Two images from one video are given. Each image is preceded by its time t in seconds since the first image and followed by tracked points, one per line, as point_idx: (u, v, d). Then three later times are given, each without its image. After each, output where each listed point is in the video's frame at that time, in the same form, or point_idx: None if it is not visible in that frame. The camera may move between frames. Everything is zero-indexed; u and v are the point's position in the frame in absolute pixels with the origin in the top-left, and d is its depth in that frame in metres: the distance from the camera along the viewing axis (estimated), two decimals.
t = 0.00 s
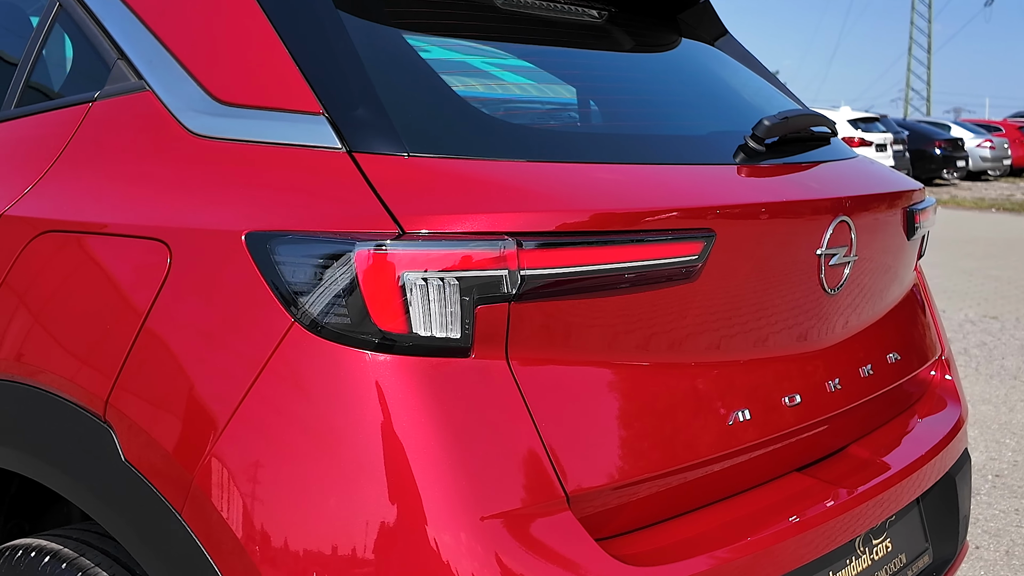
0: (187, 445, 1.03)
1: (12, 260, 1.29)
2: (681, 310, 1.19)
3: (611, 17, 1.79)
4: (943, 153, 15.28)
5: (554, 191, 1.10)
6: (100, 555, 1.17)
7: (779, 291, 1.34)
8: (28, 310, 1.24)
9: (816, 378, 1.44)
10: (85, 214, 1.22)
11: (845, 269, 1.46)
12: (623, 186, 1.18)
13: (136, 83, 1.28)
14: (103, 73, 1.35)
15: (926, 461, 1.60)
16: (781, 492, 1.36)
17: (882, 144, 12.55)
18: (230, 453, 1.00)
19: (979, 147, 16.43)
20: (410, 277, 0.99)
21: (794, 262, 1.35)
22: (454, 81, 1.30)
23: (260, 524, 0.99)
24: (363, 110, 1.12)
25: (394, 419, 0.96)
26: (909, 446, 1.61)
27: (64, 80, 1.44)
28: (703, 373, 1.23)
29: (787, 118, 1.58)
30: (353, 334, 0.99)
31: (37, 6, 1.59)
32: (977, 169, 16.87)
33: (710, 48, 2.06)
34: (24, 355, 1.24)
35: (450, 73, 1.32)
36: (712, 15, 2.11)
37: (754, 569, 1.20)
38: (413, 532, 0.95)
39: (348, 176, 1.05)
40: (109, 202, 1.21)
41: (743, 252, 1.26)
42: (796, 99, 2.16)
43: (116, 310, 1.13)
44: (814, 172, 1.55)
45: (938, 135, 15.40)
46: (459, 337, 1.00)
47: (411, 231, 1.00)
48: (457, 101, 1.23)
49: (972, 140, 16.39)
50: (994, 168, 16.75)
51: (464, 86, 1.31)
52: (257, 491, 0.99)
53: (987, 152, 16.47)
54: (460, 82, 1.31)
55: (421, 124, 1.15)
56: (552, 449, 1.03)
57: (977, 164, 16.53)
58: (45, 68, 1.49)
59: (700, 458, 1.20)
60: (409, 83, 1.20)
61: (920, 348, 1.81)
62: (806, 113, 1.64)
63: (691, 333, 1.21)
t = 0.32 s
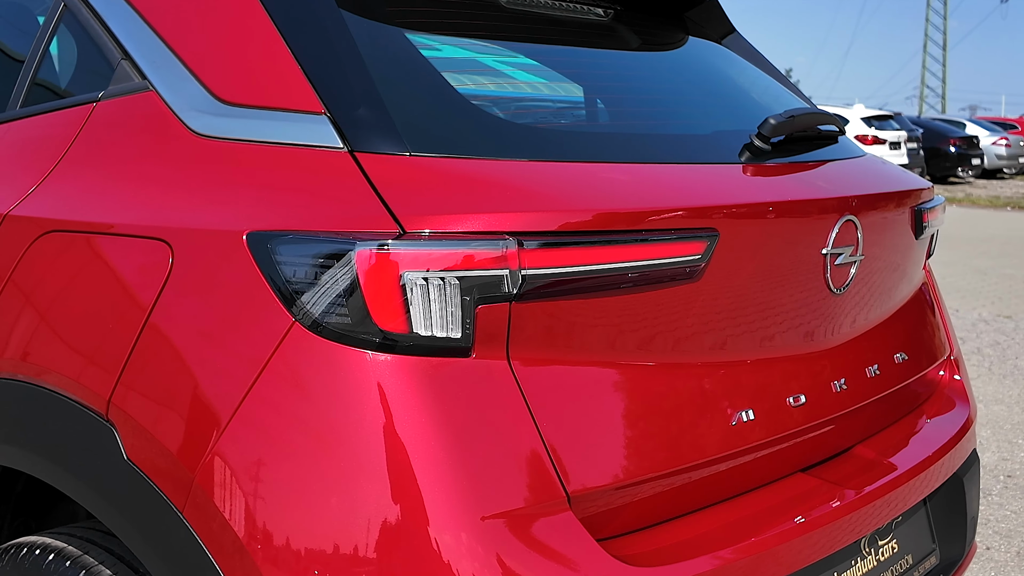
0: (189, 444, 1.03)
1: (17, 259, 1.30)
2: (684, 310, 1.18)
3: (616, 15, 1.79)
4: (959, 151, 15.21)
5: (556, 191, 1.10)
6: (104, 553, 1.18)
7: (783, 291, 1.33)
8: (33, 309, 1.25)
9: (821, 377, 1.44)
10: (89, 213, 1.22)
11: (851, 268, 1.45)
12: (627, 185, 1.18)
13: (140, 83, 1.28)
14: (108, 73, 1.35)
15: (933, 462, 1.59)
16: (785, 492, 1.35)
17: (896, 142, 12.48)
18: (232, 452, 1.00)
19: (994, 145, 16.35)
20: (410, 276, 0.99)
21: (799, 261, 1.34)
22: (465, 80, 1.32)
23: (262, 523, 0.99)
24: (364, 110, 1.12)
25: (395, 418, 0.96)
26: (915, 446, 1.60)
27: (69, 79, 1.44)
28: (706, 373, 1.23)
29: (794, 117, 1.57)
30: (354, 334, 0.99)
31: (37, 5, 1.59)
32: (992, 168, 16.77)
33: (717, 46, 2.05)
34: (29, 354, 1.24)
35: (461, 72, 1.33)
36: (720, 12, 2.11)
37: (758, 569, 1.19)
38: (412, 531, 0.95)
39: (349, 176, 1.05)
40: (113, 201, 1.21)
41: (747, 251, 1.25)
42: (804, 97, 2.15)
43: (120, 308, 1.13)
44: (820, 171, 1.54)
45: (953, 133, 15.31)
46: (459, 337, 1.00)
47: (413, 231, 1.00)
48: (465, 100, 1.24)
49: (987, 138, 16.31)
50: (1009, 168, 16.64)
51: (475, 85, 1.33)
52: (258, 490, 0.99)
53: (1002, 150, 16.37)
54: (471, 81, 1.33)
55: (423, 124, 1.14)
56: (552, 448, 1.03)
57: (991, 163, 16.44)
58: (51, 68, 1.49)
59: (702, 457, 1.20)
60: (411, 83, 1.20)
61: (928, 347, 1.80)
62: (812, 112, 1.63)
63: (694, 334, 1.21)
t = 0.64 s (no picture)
0: (194, 444, 1.04)
1: (24, 258, 1.30)
2: (689, 309, 1.18)
3: (624, 14, 1.78)
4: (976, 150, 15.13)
5: (561, 190, 1.09)
6: (110, 551, 1.18)
7: (790, 291, 1.32)
8: (40, 308, 1.25)
9: (829, 377, 1.43)
10: (95, 212, 1.23)
11: (859, 268, 1.44)
12: (632, 184, 1.17)
13: (145, 82, 1.28)
14: (114, 73, 1.36)
15: (942, 463, 1.58)
16: (792, 493, 1.34)
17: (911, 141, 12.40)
18: (236, 451, 1.00)
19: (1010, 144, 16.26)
20: (413, 275, 0.99)
21: (806, 261, 1.33)
22: (478, 80, 1.33)
23: (267, 522, 0.99)
24: (368, 109, 1.12)
25: (399, 417, 0.96)
26: (924, 447, 1.59)
27: (76, 79, 1.45)
28: (712, 373, 1.22)
29: (802, 115, 1.56)
30: (357, 333, 0.99)
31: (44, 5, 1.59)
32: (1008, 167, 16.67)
33: (726, 44, 2.04)
34: (35, 353, 1.24)
35: (475, 72, 1.35)
36: (729, 11, 2.10)
37: (764, 570, 1.19)
38: (416, 530, 0.95)
39: (353, 176, 1.05)
40: (118, 201, 1.21)
41: (754, 251, 1.24)
42: (814, 95, 2.14)
43: (125, 307, 1.14)
44: (828, 170, 1.53)
45: (969, 132, 15.22)
46: (462, 336, 1.00)
47: (416, 230, 1.00)
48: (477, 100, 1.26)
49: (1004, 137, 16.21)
50: None
51: (487, 84, 1.34)
52: (263, 489, 0.99)
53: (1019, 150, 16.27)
54: (484, 80, 1.34)
55: (427, 123, 1.14)
56: (556, 447, 1.03)
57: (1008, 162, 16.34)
58: (58, 68, 1.50)
59: (708, 457, 1.19)
60: (417, 83, 1.20)
61: (939, 348, 1.78)
62: (820, 110, 1.62)
63: (699, 333, 1.20)
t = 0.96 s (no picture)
0: (199, 442, 1.04)
1: (31, 256, 1.31)
2: (695, 309, 1.17)
3: (633, 12, 1.77)
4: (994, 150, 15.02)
5: (567, 189, 1.09)
6: (116, 549, 1.19)
7: (799, 291, 1.32)
8: (47, 307, 1.26)
9: (838, 378, 1.42)
10: (102, 212, 1.23)
11: (869, 268, 1.43)
12: (639, 183, 1.17)
13: (153, 82, 1.29)
14: (121, 73, 1.36)
15: (953, 464, 1.57)
16: (801, 493, 1.34)
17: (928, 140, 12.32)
18: (242, 450, 1.00)
19: None
20: (416, 275, 0.99)
21: (815, 261, 1.32)
22: (493, 79, 1.35)
23: (272, 521, 0.99)
24: (373, 108, 1.12)
25: (403, 416, 0.96)
26: (935, 448, 1.58)
27: (83, 78, 1.45)
28: (718, 373, 1.22)
29: (811, 114, 1.55)
30: (361, 333, 0.99)
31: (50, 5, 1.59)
32: None
33: (737, 43, 2.03)
34: (43, 353, 1.25)
35: (490, 70, 1.36)
36: (739, 9, 2.09)
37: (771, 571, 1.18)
38: (421, 529, 0.95)
39: (358, 175, 1.05)
40: (125, 200, 1.22)
41: (761, 251, 1.23)
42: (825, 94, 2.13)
43: (131, 307, 1.14)
44: (838, 168, 1.52)
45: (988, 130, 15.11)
46: (466, 336, 1.00)
47: (420, 230, 1.00)
48: (492, 99, 1.28)
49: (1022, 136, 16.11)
50: None
51: (502, 83, 1.35)
52: (268, 488, 0.99)
53: None
54: (499, 79, 1.36)
55: (433, 123, 1.14)
56: (561, 446, 1.02)
57: None
58: (66, 66, 1.51)
59: (714, 458, 1.19)
60: (423, 82, 1.20)
61: (950, 348, 1.77)
62: (830, 109, 1.61)
63: (705, 333, 1.19)
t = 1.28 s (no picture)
0: (206, 441, 1.04)
1: (41, 255, 1.32)
2: (703, 309, 1.16)
3: (645, 11, 1.77)
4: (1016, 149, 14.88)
5: (574, 189, 1.09)
6: (124, 547, 1.19)
7: (808, 291, 1.31)
8: (56, 306, 1.26)
9: (849, 378, 1.40)
10: (111, 211, 1.24)
11: (881, 267, 1.42)
12: (647, 182, 1.16)
13: (162, 81, 1.29)
14: (131, 72, 1.37)
15: (967, 465, 1.55)
16: (811, 494, 1.33)
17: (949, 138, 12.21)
18: (249, 448, 1.01)
19: None
20: (421, 275, 0.99)
21: (825, 260, 1.31)
22: (513, 78, 1.38)
23: (279, 519, 0.99)
24: (380, 107, 1.12)
25: (409, 416, 0.96)
26: (949, 449, 1.56)
27: (94, 77, 1.46)
28: (727, 373, 1.21)
29: (823, 112, 1.54)
30: (366, 333, 0.99)
31: (60, 5, 1.60)
32: None
33: (751, 41, 2.02)
34: (52, 351, 1.25)
35: (509, 69, 1.39)
36: (753, 6, 2.08)
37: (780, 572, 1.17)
38: (427, 528, 0.95)
39: (364, 175, 1.05)
40: (134, 200, 1.22)
41: (770, 250, 1.22)
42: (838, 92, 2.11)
43: (139, 306, 1.14)
44: (850, 167, 1.51)
45: (1009, 129, 14.96)
46: (470, 336, 1.00)
47: (424, 229, 1.00)
48: (512, 97, 1.31)
49: None
50: None
51: (522, 82, 1.38)
52: (275, 486, 0.99)
53: None
54: (518, 78, 1.39)
55: (439, 122, 1.14)
56: (568, 445, 1.02)
57: None
58: (77, 66, 1.51)
59: (723, 458, 1.18)
60: (430, 81, 1.20)
61: (965, 348, 1.75)
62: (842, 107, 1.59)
63: (713, 333, 1.19)
